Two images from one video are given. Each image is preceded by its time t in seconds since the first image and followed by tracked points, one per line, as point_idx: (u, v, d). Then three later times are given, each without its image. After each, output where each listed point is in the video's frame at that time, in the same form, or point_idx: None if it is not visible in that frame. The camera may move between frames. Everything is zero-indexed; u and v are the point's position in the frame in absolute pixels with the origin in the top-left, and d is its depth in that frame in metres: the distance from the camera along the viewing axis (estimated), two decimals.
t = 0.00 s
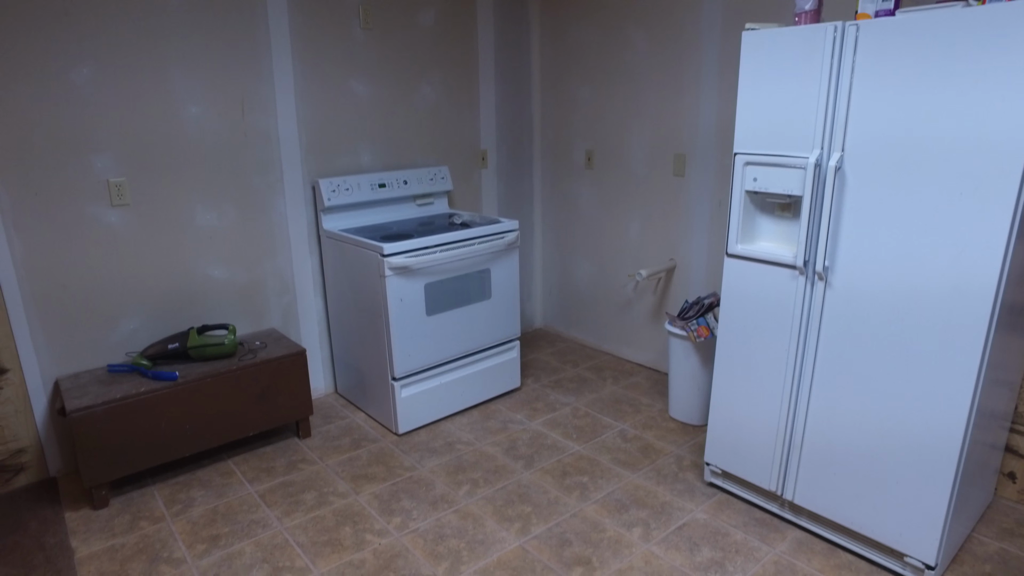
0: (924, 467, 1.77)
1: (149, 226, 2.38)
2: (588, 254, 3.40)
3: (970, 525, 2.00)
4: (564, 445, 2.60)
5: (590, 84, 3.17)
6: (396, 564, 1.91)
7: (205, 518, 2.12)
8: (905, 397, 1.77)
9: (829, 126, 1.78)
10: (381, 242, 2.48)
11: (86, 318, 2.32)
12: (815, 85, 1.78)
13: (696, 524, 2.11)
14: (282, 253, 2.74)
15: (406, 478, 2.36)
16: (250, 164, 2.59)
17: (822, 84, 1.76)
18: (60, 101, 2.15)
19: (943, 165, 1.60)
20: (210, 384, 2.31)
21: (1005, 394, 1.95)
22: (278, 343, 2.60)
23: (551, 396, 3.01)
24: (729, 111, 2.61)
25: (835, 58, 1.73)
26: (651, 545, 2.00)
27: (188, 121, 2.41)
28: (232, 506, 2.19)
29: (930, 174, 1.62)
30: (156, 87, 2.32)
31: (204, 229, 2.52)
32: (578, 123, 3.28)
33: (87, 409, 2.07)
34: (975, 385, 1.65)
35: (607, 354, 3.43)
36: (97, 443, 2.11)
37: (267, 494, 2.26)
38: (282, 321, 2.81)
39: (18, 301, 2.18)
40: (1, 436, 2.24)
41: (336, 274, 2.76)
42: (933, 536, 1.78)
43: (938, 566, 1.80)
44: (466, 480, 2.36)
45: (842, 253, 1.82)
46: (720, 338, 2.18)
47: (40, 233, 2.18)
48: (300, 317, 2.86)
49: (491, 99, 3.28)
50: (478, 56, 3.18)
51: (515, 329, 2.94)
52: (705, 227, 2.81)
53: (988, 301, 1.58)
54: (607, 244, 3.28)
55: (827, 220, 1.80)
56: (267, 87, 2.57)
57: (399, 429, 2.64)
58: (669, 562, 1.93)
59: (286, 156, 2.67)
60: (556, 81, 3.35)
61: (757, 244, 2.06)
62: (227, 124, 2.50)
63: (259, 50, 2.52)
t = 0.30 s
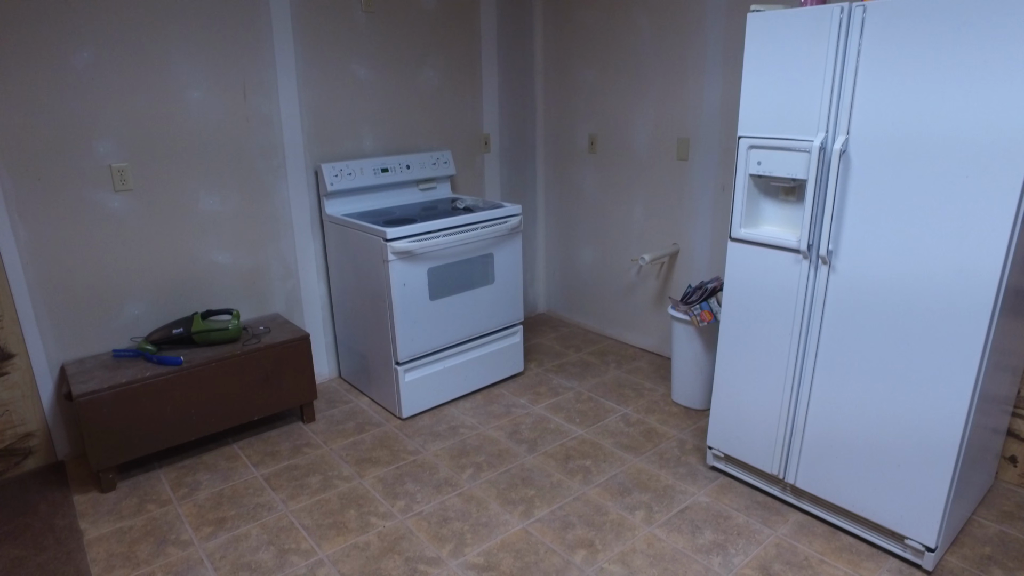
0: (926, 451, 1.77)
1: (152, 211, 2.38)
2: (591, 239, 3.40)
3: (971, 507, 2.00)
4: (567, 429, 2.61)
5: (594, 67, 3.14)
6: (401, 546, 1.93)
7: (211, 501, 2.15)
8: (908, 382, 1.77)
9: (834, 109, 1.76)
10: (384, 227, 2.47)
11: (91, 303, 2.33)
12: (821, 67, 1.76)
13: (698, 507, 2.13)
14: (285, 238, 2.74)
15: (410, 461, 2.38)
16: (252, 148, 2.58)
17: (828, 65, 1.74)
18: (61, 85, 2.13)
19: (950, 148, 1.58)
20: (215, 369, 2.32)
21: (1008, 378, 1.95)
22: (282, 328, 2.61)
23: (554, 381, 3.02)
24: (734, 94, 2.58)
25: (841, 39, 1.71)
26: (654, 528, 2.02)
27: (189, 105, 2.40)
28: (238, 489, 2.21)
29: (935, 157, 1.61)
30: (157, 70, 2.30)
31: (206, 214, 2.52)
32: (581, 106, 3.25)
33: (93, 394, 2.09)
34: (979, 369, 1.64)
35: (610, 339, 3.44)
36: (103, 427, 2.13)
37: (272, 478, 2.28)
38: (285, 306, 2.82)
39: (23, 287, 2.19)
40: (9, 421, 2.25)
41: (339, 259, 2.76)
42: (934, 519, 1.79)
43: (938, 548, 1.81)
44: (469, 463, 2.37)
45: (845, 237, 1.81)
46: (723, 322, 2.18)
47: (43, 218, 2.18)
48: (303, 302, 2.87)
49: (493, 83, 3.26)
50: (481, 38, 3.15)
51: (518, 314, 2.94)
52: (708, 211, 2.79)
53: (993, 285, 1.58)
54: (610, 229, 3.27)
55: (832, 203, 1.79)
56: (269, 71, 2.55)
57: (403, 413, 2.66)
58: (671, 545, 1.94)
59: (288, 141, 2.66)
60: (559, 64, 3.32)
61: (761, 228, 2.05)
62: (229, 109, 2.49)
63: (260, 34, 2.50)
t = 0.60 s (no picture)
0: (927, 438, 1.77)
1: (155, 200, 2.38)
2: (594, 227, 3.39)
3: (971, 494, 2.01)
4: (569, 417, 2.62)
5: (596, 53, 3.11)
6: (404, 533, 1.95)
7: (216, 488, 2.17)
8: (910, 370, 1.77)
9: (839, 95, 1.74)
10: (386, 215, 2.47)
11: (95, 292, 2.34)
12: (826, 52, 1.74)
13: (700, 494, 2.14)
14: (288, 226, 2.75)
15: (413, 449, 2.39)
16: (254, 136, 2.57)
17: (833, 51, 1.72)
18: (62, 73, 2.13)
19: (954, 136, 1.57)
20: (219, 357, 2.33)
21: (1011, 366, 1.94)
22: (285, 316, 2.62)
23: (556, 368, 3.03)
24: (738, 81, 2.56)
25: (846, 24, 1.69)
26: (656, 515, 2.03)
27: (191, 93, 2.39)
28: (243, 476, 2.23)
29: (940, 144, 1.59)
30: (158, 58, 2.29)
31: (209, 203, 2.52)
32: (584, 93, 3.23)
33: (98, 381, 2.10)
34: (981, 357, 1.64)
35: (613, 327, 3.44)
36: (109, 415, 2.15)
37: (277, 465, 2.30)
38: (288, 295, 2.82)
39: (27, 275, 2.20)
40: (15, 409, 2.27)
41: (341, 247, 2.76)
42: (934, 506, 1.79)
43: (938, 534, 1.82)
44: (472, 451, 2.38)
45: (848, 225, 1.80)
46: (726, 310, 2.18)
47: (46, 207, 2.18)
48: (306, 290, 2.87)
49: (495, 70, 3.24)
50: (483, 25, 3.13)
51: (521, 302, 2.94)
52: (711, 199, 2.78)
53: (996, 273, 1.57)
54: (612, 216, 3.26)
55: (835, 191, 1.78)
56: (270, 58, 2.54)
57: (406, 401, 2.67)
58: (673, 531, 1.96)
59: (290, 129, 2.65)
60: (561, 51, 3.29)
61: (764, 216, 2.04)
62: (231, 97, 2.48)
63: (262, 21, 2.49)
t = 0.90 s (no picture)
0: (929, 430, 1.78)
1: (158, 193, 2.39)
2: (597, 219, 3.38)
3: (973, 486, 2.01)
4: (573, 409, 2.62)
5: (599, 44, 3.10)
6: (408, 523, 1.96)
7: (221, 480, 2.18)
8: (912, 362, 1.77)
9: (843, 87, 1.73)
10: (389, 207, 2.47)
11: (99, 285, 2.35)
12: (831, 42, 1.73)
13: (702, 485, 2.15)
14: (291, 219, 2.75)
15: (417, 440, 2.41)
16: (257, 129, 2.57)
17: (837, 42, 1.71)
18: (65, 66, 2.13)
19: (959, 127, 1.56)
20: (223, 349, 2.34)
21: (1014, 358, 1.94)
22: (288, 308, 2.63)
23: (559, 360, 3.04)
24: (742, 72, 2.55)
25: (852, 15, 1.67)
26: (658, 506, 2.04)
27: (193, 85, 2.38)
28: (248, 467, 2.24)
29: (944, 136, 1.58)
30: (160, 50, 2.29)
31: (212, 195, 2.52)
32: (587, 84, 3.22)
33: (104, 373, 2.12)
34: (984, 350, 1.64)
35: (615, 319, 3.44)
36: (114, 406, 2.16)
37: (281, 457, 2.31)
38: (292, 287, 2.83)
39: (32, 268, 2.21)
40: (21, 400, 2.29)
41: (344, 239, 2.77)
42: (936, 498, 1.80)
43: (939, 525, 1.82)
44: (476, 442, 2.40)
45: (852, 217, 1.80)
46: (728, 302, 2.17)
47: (50, 200, 2.19)
48: (309, 282, 2.88)
49: (498, 61, 3.22)
50: (486, 15, 3.11)
51: (524, 294, 2.95)
52: (714, 191, 2.77)
53: (999, 265, 1.56)
54: (615, 208, 3.25)
55: (839, 182, 1.77)
56: (273, 50, 2.53)
57: (409, 392, 2.68)
58: (675, 522, 1.97)
59: (293, 121, 2.65)
60: (564, 41, 3.28)
61: (767, 207, 2.03)
62: (233, 89, 2.47)
63: (264, 12, 2.48)
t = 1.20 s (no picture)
0: (932, 425, 1.78)
1: (162, 188, 2.39)
2: (600, 213, 3.38)
3: (976, 480, 2.02)
4: (576, 403, 2.63)
5: (602, 38, 3.09)
6: (412, 517, 1.97)
7: (226, 474, 2.19)
8: (915, 357, 1.77)
9: (847, 80, 1.72)
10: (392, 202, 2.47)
11: (104, 280, 2.36)
12: (835, 35, 1.72)
13: (705, 479, 2.15)
14: (294, 214, 2.75)
15: (420, 435, 2.42)
16: (260, 124, 2.57)
17: (841, 36, 1.70)
18: (69, 61, 2.13)
19: (964, 121, 1.55)
20: (227, 344, 2.35)
21: (1017, 353, 1.94)
22: (292, 303, 2.64)
23: (562, 355, 3.04)
24: (745, 65, 2.54)
25: (856, 8, 1.66)
26: (661, 500, 2.05)
27: (197, 80, 2.39)
28: (252, 462, 2.26)
29: (948, 130, 1.58)
30: (164, 46, 2.29)
31: (216, 190, 2.52)
32: (589, 79, 3.21)
33: (110, 368, 2.13)
34: (987, 345, 1.64)
35: (618, 313, 3.44)
36: (120, 401, 2.17)
37: (286, 451, 2.32)
38: (295, 282, 2.84)
39: (38, 264, 2.22)
40: (28, 395, 2.30)
41: (348, 234, 2.77)
42: (938, 492, 1.80)
43: (942, 520, 1.83)
44: (479, 437, 2.40)
45: (855, 211, 1.79)
46: (731, 296, 2.17)
47: (55, 196, 2.20)
48: (313, 277, 2.89)
49: (501, 56, 3.22)
50: (488, 9, 3.10)
51: (527, 289, 2.95)
52: (717, 186, 2.77)
53: (1003, 260, 1.56)
54: (618, 202, 3.25)
55: (842, 177, 1.77)
56: (275, 44, 2.53)
57: (413, 387, 2.69)
58: (678, 516, 1.97)
59: (295, 116, 2.65)
60: (567, 35, 3.26)
61: (770, 202, 2.03)
62: (236, 84, 2.48)
63: (266, 7, 2.47)
